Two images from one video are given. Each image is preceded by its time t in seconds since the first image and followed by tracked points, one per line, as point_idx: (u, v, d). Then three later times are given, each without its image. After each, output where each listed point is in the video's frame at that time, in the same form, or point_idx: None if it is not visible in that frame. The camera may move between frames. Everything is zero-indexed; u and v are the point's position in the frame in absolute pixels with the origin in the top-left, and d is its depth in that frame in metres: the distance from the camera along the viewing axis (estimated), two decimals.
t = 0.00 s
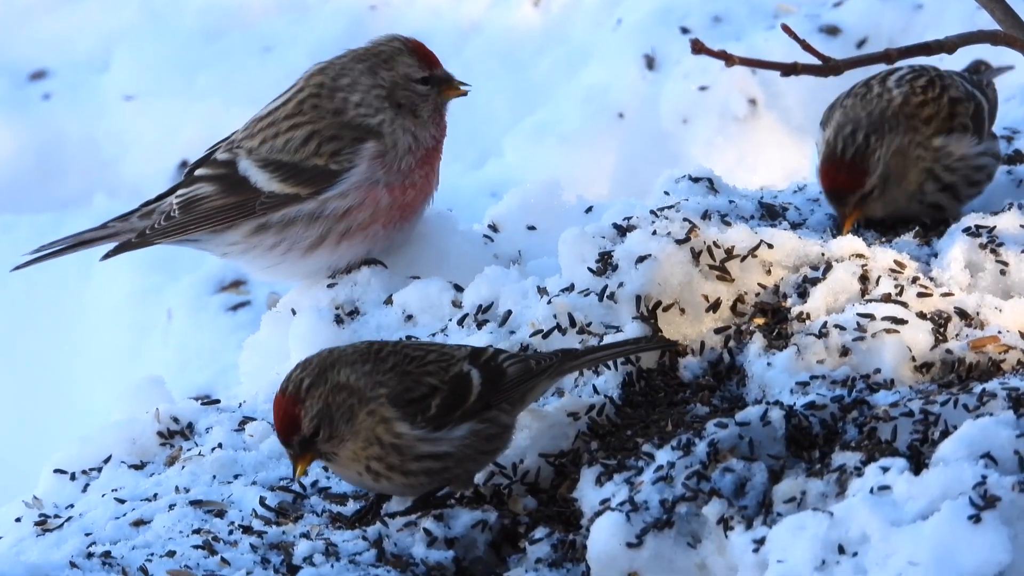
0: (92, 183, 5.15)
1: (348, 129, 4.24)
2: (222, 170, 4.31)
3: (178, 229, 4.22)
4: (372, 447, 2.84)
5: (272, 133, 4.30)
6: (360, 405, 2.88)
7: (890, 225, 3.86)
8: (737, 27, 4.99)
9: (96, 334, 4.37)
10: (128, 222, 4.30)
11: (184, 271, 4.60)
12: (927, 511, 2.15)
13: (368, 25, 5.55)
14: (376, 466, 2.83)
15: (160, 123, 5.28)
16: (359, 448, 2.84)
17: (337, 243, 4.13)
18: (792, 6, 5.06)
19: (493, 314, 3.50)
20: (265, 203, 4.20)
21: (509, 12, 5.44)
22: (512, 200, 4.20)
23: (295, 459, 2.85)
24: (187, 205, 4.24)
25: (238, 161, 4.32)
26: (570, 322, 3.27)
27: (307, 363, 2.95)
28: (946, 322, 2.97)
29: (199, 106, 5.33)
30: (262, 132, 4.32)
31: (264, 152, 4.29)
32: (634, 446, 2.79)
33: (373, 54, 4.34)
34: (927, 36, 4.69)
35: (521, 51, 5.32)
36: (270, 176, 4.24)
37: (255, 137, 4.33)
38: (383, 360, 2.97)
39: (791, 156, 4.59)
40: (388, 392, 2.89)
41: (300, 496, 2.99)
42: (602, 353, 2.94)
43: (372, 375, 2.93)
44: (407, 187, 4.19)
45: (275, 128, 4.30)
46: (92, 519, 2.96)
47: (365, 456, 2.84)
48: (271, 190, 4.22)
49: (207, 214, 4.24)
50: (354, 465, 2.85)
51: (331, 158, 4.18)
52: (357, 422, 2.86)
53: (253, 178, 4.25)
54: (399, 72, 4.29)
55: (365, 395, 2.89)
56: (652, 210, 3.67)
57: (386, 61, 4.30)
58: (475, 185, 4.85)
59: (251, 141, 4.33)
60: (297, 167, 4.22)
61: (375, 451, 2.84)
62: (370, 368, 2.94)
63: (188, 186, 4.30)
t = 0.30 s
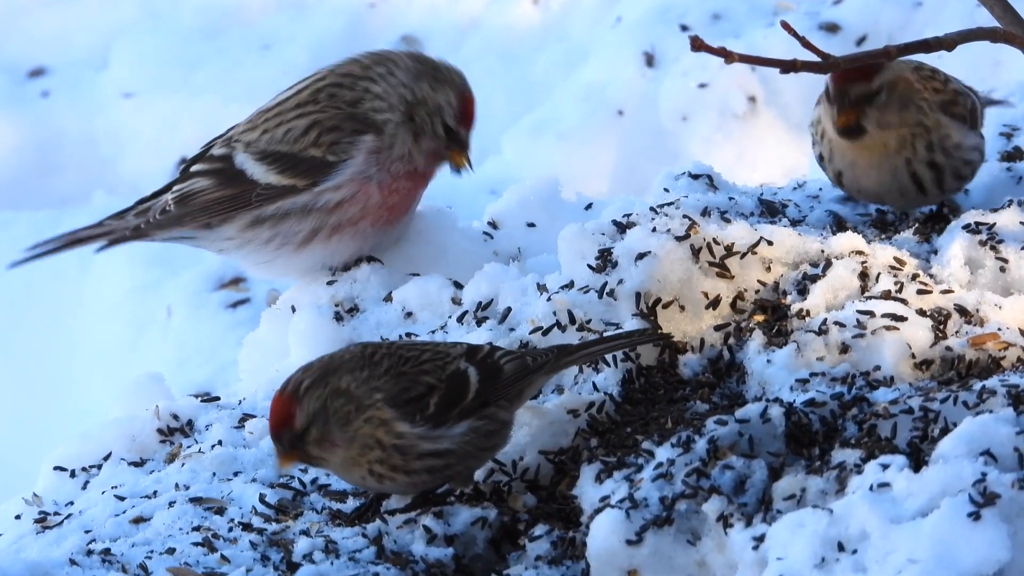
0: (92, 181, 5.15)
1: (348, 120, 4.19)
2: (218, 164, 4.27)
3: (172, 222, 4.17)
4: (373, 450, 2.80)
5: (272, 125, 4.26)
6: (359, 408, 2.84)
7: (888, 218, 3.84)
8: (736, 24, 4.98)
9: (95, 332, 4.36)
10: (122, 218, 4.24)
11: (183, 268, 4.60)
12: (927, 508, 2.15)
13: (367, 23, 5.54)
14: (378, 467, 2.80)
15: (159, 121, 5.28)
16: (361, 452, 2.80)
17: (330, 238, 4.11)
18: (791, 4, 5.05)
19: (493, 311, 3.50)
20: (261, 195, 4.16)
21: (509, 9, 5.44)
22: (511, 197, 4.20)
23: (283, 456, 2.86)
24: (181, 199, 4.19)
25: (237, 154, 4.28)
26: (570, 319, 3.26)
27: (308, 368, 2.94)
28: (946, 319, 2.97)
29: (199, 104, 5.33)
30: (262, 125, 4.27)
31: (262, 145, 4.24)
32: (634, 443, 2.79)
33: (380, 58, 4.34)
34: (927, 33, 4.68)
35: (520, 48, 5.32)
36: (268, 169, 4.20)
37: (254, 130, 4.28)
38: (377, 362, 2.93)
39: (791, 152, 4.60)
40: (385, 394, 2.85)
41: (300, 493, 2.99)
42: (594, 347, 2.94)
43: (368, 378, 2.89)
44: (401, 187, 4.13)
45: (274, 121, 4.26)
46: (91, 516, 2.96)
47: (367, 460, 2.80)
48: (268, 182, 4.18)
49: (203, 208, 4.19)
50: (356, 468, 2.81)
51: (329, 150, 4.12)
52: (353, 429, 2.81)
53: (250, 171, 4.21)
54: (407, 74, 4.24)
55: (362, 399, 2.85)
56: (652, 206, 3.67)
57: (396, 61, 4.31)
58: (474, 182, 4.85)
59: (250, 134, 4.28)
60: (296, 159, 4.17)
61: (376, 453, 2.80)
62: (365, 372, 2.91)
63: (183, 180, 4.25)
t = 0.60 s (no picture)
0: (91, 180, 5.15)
1: (423, 173, 4.05)
2: (286, 137, 4.16)
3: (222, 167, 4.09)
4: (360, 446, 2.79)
5: (348, 132, 4.15)
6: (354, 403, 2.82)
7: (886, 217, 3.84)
8: (736, 25, 4.98)
9: (95, 331, 4.36)
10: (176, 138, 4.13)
11: (183, 267, 4.60)
12: (927, 507, 2.15)
13: (367, 24, 5.50)
14: (365, 469, 2.79)
15: (160, 122, 5.29)
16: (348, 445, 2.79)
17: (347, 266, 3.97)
18: (791, 4, 5.05)
19: (493, 310, 3.51)
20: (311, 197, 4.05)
21: (509, 10, 5.44)
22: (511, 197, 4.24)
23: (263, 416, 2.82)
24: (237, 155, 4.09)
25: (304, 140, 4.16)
26: (570, 318, 3.25)
27: (320, 352, 2.94)
28: (946, 319, 2.97)
29: (200, 104, 5.35)
30: (343, 125, 4.17)
31: (327, 147, 4.14)
32: (633, 443, 2.79)
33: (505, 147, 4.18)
34: (926, 34, 4.69)
35: (521, 49, 5.33)
36: (330, 176, 4.08)
37: (333, 124, 4.19)
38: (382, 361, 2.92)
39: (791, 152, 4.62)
40: (382, 394, 2.83)
41: (300, 492, 2.99)
42: (590, 346, 2.94)
43: (369, 375, 2.87)
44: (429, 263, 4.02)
45: (350, 131, 4.15)
46: (91, 516, 2.96)
47: (352, 457, 2.79)
48: (323, 188, 4.07)
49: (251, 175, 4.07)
50: (342, 467, 2.81)
51: (390, 192, 4.01)
52: (343, 420, 2.80)
53: (314, 167, 4.09)
54: (506, 191, 4.04)
55: (360, 396, 2.83)
56: (652, 206, 3.69)
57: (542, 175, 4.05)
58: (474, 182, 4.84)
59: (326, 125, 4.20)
60: (357, 183, 4.05)
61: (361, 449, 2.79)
62: (369, 368, 2.89)
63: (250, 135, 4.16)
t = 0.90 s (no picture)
0: (90, 179, 5.14)
1: (430, 141, 4.10)
2: (278, 151, 4.05)
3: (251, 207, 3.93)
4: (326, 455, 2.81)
5: (340, 130, 4.07)
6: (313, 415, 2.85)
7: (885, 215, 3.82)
8: (734, 22, 4.96)
9: (93, 330, 4.35)
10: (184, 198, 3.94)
11: (182, 266, 4.59)
12: (926, 506, 2.15)
13: (367, 22, 5.52)
14: (339, 472, 2.81)
15: (159, 120, 5.28)
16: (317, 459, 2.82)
17: (399, 251, 3.97)
18: (790, 2, 5.04)
19: (491, 309, 3.51)
20: (340, 201, 3.94)
21: (508, 9, 5.44)
22: (510, 196, 4.24)
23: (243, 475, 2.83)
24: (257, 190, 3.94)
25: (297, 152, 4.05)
26: (568, 317, 3.24)
27: (261, 380, 2.94)
28: (944, 317, 2.97)
29: (198, 101, 5.32)
30: (325, 121, 4.10)
31: (331, 152, 4.03)
32: (632, 441, 2.80)
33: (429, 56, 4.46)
34: (925, 32, 4.69)
35: (519, 47, 5.33)
36: (349, 176, 3.97)
37: (315, 127, 4.11)
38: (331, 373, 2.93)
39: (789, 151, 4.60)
40: (335, 405, 2.85)
41: (298, 491, 3.03)
42: (561, 361, 2.87)
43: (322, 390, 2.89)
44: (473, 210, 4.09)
45: (336, 121, 4.08)
46: (89, 514, 2.96)
47: (325, 465, 2.81)
48: (349, 189, 3.96)
49: (281, 206, 3.94)
50: (318, 477, 2.83)
51: (415, 170, 4.00)
52: (309, 439, 2.83)
53: (328, 174, 3.98)
54: (477, 93, 4.26)
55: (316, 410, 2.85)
56: (650, 205, 3.69)
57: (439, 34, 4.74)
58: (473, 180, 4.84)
59: (309, 132, 4.10)
60: (379, 172, 3.99)
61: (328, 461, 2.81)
62: (322, 381, 2.91)
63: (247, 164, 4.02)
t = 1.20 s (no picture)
0: (88, 177, 5.14)
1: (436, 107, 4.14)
2: (297, 155, 3.99)
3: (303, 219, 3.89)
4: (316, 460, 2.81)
5: (357, 120, 4.04)
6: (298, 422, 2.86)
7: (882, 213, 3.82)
8: (733, 20, 4.96)
9: (92, 328, 4.35)
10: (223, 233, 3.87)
11: (181, 264, 4.59)
12: (924, 503, 2.15)
13: (365, 19, 5.55)
14: (340, 476, 2.81)
15: (157, 118, 5.27)
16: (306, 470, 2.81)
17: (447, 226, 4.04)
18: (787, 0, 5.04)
19: (489, 306, 3.50)
20: (386, 187, 3.96)
21: (506, 6, 5.44)
22: (509, 193, 4.21)
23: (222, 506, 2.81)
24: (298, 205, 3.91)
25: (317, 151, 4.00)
26: (566, 314, 3.24)
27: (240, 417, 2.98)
28: (942, 315, 2.98)
29: (197, 99, 5.32)
30: (335, 112, 4.06)
31: (354, 146, 4.01)
32: (630, 439, 2.80)
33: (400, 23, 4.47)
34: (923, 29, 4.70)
35: (518, 45, 5.33)
36: (384, 162, 3.99)
37: (325, 120, 4.06)
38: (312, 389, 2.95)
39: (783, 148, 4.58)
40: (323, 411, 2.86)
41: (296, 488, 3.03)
42: (553, 360, 2.89)
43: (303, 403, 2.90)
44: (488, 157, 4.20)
45: (348, 111, 4.05)
46: (87, 512, 2.96)
47: (324, 471, 2.81)
48: (389, 174, 3.98)
49: (329, 211, 3.92)
50: (320, 485, 2.82)
51: (442, 138, 4.07)
52: (278, 454, 2.83)
53: (366, 166, 3.98)
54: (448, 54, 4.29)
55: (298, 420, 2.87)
56: (648, 202, 3.69)
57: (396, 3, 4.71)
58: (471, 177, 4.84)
59: (322, 127, 4.05)
60: (411, 149, 4.02)
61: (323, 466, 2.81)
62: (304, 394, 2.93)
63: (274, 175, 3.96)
